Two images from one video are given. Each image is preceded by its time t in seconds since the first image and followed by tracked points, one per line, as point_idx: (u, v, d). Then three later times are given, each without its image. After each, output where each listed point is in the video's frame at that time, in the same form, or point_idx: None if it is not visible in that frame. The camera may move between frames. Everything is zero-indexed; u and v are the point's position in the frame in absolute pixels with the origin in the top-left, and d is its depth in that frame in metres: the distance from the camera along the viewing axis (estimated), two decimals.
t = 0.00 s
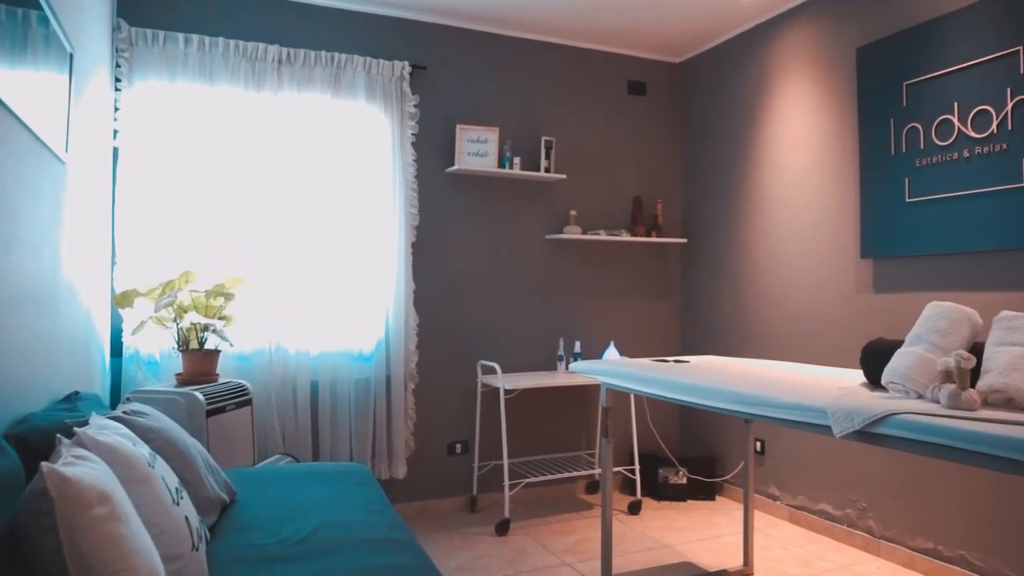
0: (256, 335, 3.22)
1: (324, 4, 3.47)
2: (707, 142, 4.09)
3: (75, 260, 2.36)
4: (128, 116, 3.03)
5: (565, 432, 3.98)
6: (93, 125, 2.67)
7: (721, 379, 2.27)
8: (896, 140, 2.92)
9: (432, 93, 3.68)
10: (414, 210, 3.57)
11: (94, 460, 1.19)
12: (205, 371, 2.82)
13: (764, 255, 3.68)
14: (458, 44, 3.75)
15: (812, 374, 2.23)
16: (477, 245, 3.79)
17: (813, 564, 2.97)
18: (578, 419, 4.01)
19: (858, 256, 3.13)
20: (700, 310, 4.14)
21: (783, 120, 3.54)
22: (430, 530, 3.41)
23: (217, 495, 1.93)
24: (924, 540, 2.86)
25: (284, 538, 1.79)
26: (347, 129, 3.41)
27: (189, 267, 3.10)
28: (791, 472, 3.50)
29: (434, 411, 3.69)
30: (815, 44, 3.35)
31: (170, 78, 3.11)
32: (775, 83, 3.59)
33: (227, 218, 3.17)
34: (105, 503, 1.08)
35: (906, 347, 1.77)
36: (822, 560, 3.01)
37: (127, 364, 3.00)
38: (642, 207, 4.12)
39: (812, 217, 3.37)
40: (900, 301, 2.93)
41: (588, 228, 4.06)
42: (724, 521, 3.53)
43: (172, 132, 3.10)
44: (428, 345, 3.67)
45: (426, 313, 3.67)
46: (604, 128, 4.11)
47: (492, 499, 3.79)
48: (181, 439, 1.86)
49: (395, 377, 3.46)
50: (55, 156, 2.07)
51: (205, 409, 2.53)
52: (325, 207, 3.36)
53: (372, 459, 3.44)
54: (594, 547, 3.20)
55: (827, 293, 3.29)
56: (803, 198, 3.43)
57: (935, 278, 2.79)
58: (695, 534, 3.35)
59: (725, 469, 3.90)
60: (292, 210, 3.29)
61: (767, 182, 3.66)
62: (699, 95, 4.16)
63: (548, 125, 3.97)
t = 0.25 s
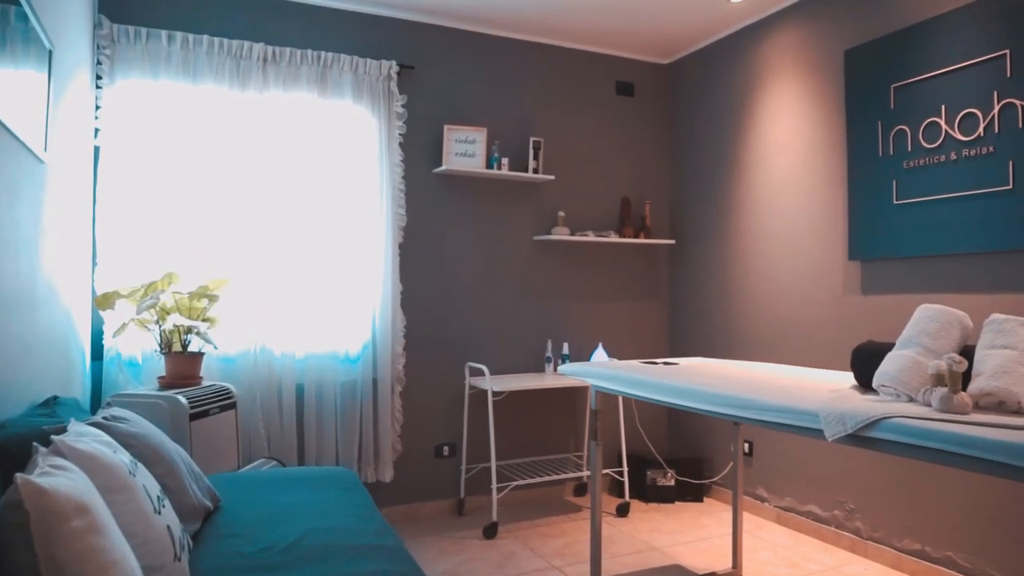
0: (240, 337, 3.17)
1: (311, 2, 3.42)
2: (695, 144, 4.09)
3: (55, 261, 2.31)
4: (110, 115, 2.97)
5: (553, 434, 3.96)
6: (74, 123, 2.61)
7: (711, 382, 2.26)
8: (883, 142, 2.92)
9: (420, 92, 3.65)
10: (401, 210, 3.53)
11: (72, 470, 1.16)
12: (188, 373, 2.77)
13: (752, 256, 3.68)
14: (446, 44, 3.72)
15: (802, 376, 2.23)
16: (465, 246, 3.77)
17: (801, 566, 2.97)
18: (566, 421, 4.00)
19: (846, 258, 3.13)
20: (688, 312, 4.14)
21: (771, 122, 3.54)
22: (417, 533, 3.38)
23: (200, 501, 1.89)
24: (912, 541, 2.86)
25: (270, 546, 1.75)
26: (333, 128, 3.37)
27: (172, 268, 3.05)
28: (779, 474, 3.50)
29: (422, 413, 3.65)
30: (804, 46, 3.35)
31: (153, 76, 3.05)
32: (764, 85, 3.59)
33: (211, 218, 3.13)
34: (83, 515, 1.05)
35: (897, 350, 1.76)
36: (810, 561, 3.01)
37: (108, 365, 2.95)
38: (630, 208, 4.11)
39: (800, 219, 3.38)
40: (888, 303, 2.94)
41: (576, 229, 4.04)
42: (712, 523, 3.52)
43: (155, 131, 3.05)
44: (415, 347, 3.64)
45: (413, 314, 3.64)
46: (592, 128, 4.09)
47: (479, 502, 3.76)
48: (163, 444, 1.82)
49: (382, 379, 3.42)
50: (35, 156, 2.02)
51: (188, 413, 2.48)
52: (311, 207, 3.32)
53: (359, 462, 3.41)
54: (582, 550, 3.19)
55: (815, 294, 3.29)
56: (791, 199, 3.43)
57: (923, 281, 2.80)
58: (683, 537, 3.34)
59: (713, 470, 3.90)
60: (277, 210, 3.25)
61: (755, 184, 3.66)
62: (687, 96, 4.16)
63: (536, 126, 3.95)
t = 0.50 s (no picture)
0: (224, 339, 3.12)
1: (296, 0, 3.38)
2: (683, 145, 4.09)
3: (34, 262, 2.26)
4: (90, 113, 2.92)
5: (540, 436, 3.94)
6: (53, 122, 2.56)
7: (701, 384, 2.25)
8: (871, 144, 2.93)
9: (407, 92, 3.62)
10: (388, 211, 3.50)
11: (50, 480, 1.13)
12: (170, 377, 2.73)
13: (739, 258, 3.68)
14: (434, 43, 3.69)
15: (791, 379, 2.22)
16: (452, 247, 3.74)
17: (790, 567, 2.97)
18: (554, 423, 3.98)
19: (833, 260, 3.14)
20: (675, 313, 4.14)
21: (759, 123, 3.55)
22: (404, 537, 3.35)
23: (182, 508, 1.85)
24: (899, 542, 2.87)
25: (255, 553, 1.72)
26: (319, 127, 3.34)
27: (154, 269, 3.00)
28: (767, 475, 3.51)
29: (408, 415, 3.62)
30: (792, 47, 3.35)
31: (135, 74, 3.00)
32: (751, 86, 3.59)
33: (195, 218, 3.08)
34: (60, 528, 1.02)
35: (888, 352, 1.76)
36: (799, 563, 3.01)
37: (89, 367, 2.89)
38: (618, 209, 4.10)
39: (788, 220, 3.38)
40: (875, 305, 2.94)
41: (564, 230, 4.03)
42: (700, 525, 3.52)
43: (138, 130, 3.00)
44: (402, 349, 3.61)
45: (400, 316, 3.61)
46: (580, 129, 4.08)
47: (467, 505, 3.73)
48: (144, 450, 1.78)
49: (368, 381, 3.39)
50: (13, 155, 1.97)
51: (170, 417, 2.43)
52: (297, 207, 3.28)
53: (345, 465, 3.37)
54: (570, 553, 3.17)
55: (803, 296, 3.29)
56: (779, 201, 3.44)
57: (910, 282, 2.81)
58: (672, 539, 3.33)
59: (701, 471, 3.90)
60: (262, 210, 3.21)
61: (743, 185, 3.66)
62: (674, 97, 4.16)
63: (524, 126, 3.93)
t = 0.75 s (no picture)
0: (207, 340, 3.07)
1: None
2: (671, 145, 4.08)
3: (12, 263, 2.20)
4: (71, 110, 2.86)
5: (528, 437, 3.92)
6: (32, 119, 2.50)
7: (690, 387, 2.24)
8: (858, 145, 2.93)
9: (393, 91, 3.59)
10: (374, 211, 3.46)
11: (24, 489, 1.09)
12: (152, 379, 2.68)
13: (727, 259, 3.68)
14: (421, 42, 3.66)
15: (781, 380, 2.21)
16: (439, 247, 3.71)
17: (778, 569, 2.97)
18: (542, 424, 3.96)
19: (821, 261, 3.14)
20: (663, 314, 4.13)
21: (747, 125, 3.55)
22: (390, 541, 3.32)
23: (164, 515, 1.81)
24: (886, 543, 2.87)
25: (240, 559, 1.68)
26: (305, 126, 3.29)
27: (136, 270, 2.94)
28: (754, 476, 3.51)
29: (395, 417, 3.58)
30: (780, 49, 3.35)
31: (117, 72, 2.95)
32: (739, 88, 3.59)
33: (178, 218, 3.03)
34: (33, 540, 0.98)
35: (878, 355, 1.75)
36: (786, 564, 3.01)
37: (67, 369, 2.83)
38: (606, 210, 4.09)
39: (775, 221, 3.38)
40: (862, 306, 2.95)
41: (552, 230, 4.01)
42: (688, 526, 3.51)
43: (119, 128, 2.94)
44: (388, 350, 3.57)
45: (386, 317, 3.57)
46: (567, 129, 4.06)
47: (454, 507, 3.70)
48: (124, 456, 1.75)
49: (354, 383, 3.35)
50: None
51: (152, 421, 2.39)
52: (282, 207, 3.23)
53: (330, 468, 3.33)
54: (558, 555, 3.15)
55: (791, 297, 3.29)
56: (767, 202, 3.44)
57: (897, 284, 2.81)
58: (659, 541, 3.32)
59: (688, 473, 3.90)
60: (246, 210, 3.16)
61: (731, 186, 3.66)
62: (662, 98, 4.15)
63: (512, 126, 3.90)
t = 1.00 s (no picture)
0: (190, 341, 3.02)
1: None
2: (659, 145, 4.08)
3: None
4: (50, 108, 2.80)
5: (515, 439, 3.90)
6: (10, 116, 2.44)
7: (680, 388, 2.22)
8: (846, 146, 2.94)
9: (380, 90, 3.55)
10: (360, 210, 3.43)
11: None
12: (133, 382, 2.63)
13: (715, 259, 3.68)
14: (408, 41, 3.63)
15: (771, 383, 2.20)
16: (426, 248, 3.68)
17: (766, 570, 2.97)
18: (529, 426, 3.94)
19: (809, 262, 3.15)
20: (651, 314, 4.12)
21: (735, 125, 3.55)
22: (376, 544, 3.28)
23: (145, 522, 1.78)
24: (873, 544, 2.88)
25: (223, 566, 1.65)
26: (290, 125, 3.25)
27: (117, 270, 2.89)
28: (742, 477, 3.50)
29: (381, 420, 3.55)
30: (768, 50, 3.36)
31: (98, 68, 2.89)
32: (727, 88, 3.59)
33: (160, 217, 2.98)
34: (7, 551, 0.95)
35: (869, 357, 1.75)
36: (774, 565, 3.01)
37: (46, 372, 2.77)
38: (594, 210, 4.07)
39: (763, 222, 3.38)
40: (849, 308, 2.96)
41: (539, 231, 3.99)
42: (676, 528, 3.50)
43: (101, 126, 2.89)
44: (375, 352, 3.54)
45: (372, 318, 3.54)
46: (555, 129, 4.04)
47: (441, 510, 3.67)
48: (103, 462, 1.71)
49: (340, 385, 3.31)
50: None
51: (133, 424, 2.34)
52: (267, 207, 3.19)
53: (315, 471, 3.29)
54: (546, 558, 3.13)
55: (779, 298, 3.29)
56: (755, 203, 3.44)
57: (885, 285, 2.82)
58: (647, 542, 3.31)
59: (676, 474, 3.89)
60: (230, 210, 3.11)
61: (718, 187, 3.66)
62: (650, 98, 4.14)
63: (500, 126, 3.88)
